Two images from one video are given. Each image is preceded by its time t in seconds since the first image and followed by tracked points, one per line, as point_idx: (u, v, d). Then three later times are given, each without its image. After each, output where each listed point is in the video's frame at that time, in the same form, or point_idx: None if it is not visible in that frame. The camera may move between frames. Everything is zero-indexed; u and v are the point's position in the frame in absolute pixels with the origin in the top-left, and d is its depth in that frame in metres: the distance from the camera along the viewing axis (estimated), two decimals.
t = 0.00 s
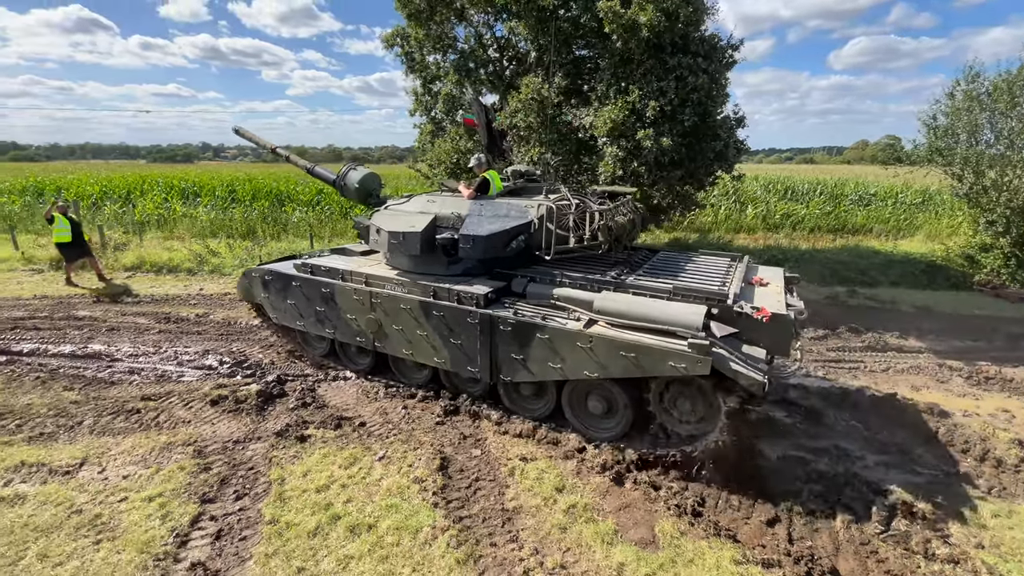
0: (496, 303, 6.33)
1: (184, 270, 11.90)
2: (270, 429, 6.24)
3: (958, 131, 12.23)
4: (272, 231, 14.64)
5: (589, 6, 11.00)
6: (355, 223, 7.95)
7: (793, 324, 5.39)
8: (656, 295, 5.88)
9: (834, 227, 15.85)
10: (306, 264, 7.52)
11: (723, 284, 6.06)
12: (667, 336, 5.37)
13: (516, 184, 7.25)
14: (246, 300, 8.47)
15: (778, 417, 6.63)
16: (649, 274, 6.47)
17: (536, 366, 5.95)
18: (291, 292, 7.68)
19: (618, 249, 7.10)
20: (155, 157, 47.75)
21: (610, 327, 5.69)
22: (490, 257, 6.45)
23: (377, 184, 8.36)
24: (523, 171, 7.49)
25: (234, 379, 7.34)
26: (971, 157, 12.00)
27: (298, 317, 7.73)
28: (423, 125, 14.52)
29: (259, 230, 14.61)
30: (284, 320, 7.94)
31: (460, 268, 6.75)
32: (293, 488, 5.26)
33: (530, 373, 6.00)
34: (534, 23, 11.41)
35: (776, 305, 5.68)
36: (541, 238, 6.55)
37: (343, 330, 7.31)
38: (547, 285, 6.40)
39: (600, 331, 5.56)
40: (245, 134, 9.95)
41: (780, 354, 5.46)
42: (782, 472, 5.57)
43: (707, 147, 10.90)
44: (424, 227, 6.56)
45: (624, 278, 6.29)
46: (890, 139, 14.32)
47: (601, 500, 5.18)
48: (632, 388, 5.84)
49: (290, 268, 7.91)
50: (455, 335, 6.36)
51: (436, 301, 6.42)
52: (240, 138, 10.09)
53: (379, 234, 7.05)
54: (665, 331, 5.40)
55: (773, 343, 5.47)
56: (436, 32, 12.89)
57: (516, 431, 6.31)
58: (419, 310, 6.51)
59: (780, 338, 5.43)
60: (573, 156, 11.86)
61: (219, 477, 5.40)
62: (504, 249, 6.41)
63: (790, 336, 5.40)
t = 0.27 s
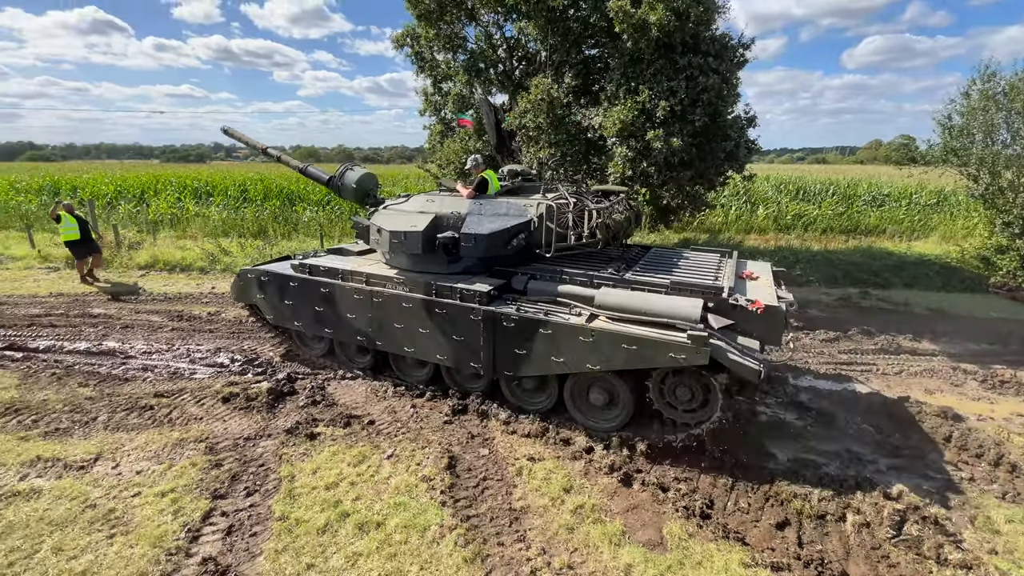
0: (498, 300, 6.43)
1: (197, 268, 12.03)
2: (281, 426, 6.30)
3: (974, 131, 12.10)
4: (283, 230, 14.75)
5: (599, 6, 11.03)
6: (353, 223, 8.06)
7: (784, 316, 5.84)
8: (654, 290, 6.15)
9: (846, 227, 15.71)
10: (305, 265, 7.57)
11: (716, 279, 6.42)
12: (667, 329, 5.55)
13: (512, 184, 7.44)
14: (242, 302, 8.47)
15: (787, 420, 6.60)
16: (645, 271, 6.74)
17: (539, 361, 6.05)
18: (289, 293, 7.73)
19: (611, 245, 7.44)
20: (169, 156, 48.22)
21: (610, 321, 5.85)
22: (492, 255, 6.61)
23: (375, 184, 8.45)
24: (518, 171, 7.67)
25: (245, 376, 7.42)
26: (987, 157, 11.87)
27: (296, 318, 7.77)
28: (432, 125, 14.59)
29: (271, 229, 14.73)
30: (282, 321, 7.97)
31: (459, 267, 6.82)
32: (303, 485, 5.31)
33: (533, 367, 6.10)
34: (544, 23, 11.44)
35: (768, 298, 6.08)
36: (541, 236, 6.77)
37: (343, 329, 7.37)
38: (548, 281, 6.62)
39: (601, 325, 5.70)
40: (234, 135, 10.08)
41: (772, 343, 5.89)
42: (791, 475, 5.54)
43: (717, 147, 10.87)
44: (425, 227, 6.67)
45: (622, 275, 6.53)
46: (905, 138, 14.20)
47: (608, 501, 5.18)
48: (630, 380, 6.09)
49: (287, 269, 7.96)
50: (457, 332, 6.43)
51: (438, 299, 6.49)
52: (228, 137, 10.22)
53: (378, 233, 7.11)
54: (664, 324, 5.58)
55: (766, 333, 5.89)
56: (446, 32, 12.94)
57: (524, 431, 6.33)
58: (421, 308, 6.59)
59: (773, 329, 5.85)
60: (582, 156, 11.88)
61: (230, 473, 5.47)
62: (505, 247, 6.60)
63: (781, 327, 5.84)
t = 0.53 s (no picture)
0: (498, 297, 6.59)
1: (209, 267, 12.15)
2: (291, 424, 6.36)
3: (990, 130, 11.96)
4: (293, 230, 14.86)
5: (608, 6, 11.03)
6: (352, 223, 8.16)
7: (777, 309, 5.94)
8: (652, 284, 6.33)
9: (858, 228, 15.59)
10: (303, 265, 7.57)
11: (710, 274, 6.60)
12: (664, 322, 5.76)
13: (510, 183, 7.62)
14: (235, 303, 8.36)
15: (798, 422, 6.58)
16: (640, 267, 6.91)
17: (540, 357, 6.18)
18: (287, 293, 7.70)
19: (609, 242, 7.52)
20: (182, 155, 48.66)
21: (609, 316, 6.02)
22: (492, 253, 6.78)
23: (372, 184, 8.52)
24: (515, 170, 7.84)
25: (256, 374, 7.50)
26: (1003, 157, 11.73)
27: (293, 318, 7.74)
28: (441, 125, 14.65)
29: (281, 229, 14.84)
30: (278, 321, 7.92)
31: (459, 266, 6.92)
32: (312, 482, 5.36)
33: (534, 363, 6.24)
34: (553, 22, 11.46)
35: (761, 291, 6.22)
36: (540, 233, 6.95)
37: (342, 329, 7.38)
38: (546, 277, 6.74)
39: (601, 321, 5.86)
40: (223, 134, 10.11)
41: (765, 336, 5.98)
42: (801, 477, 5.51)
43: (727, 147, 10.82)
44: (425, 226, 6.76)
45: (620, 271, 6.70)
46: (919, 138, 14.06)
47: (616, 501, 5.18)
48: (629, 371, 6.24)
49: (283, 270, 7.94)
50: (457, 329, 6.53)
51: (439, 297, 6.59)
52: (219, 136, 10.28)
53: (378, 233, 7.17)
54: (662, 318, 5.79)
55: (759, 326, 6.00)
56: (456, 32, 12.98)
57: (532, 431, 6.34)
58: (423, 306, 6.68)
59: (766, 321, 5.94)
60: (591, 156, 11.89)
61: (241, 470, 5.53)
62: (505, 244, 6.77)
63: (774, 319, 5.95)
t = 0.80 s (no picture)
0: (497, 294, 6.74)
1: (220, 266, 12.25)
2: (300, 421, 6.42)
3: (1005, 130, 11.83)
4: (303, 229, 14.96)
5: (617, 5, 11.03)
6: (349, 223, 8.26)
7: (767, 303, 6.20)
8: (647, 280, 6.54)
9: (871, 229, 15.47)
10: (299, 266, 7.58)
11: (702, 270, 6.83)
12: (661, 316, 5.95)
13: (504, 183, 7.76)
14: (229, 304, 8.29)
15: (808, 425, 6.55)
16: (633, 264, 7.08)
17: (539, 352, 6.33)
18: (283, 293, 7.71)
19: (603, 241, 7.64)
20: (193, 155, 49.06)
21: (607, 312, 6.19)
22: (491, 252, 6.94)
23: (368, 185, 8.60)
24: (509, 169, 7.96)
25: (266, 372, 7.58)
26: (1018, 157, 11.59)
27: (290, 319, 7.74)
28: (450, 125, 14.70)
29: (291, 229, 14.94)
30: (274, 322, 7.91)
31: (458, 264, 7.06)
32: (321, 480, 5.41)
33: (534, 358, 6.38)
34: (562, 22, 11.47)
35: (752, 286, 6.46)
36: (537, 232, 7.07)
37: (340, 328, 7.43)
38: (544, 275, 6.86)
39: (598, 317, 6.03)
40: (214, 134, 10.15)
41: (757, 330, 6.26)
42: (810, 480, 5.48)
43: (737, 147, 10.78)
44: (424, 225, 6.87)
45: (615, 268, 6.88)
46: (933, 138, 13.94)
47: (624, 502, 5.17)
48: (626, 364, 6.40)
49: (279, 270, 7.94)
50: (457, 326, 6.65)
51: (438, 295, 6.70)
52: (208, 137, 10.31)
53: (377, 233, 7.23)
54: (657, 313, 5.99)
55: (751, 320, 6.26)
56: (465, 32, 13.02)
57: (540, 431, 6.36)
58: (423, 304, 6.78)
59: (757, 315, 6.21)
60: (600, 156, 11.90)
61: (251, 467, 5.59)
62: (503, 243, 6.88)
63: (765, 312, 6.20)
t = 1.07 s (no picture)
0: (496, 292, 6.85)
1: (231, 265, 12.36)
2: (309, 419, 6.47)
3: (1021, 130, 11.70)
4: (313, 229, 15.05)
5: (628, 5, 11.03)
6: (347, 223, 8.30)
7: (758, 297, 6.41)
8: (642, 278, 6.72)
9: (883, 230, 15.34)
10: (296, 267, 7.57)
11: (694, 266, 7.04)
12: (657, 312, 6.12)
13: (501, 183, 7.88)
14: (224, 305, 8.25)
15: (819, 428, 6.51)
16: (628, 262, 7.27)
17: (538, 348, 6.43)
18: (279, 294, 7.71)
19: (597, 239, 7.73)
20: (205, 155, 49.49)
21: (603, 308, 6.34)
22: (489, 251, 7.07)
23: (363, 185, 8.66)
24: (503, 169, 8.08)
25: (276, 370, 7.64)
26: None
27: (287, 319, 7.75)
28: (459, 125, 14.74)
29: (301, 228, 15.05)
30: (271, 322, 7.91)
31: (455, 263, 7.17)
32: (330, 477, 5.44)
33: (533, 355, 6.49)
34: (571, 22, 11.49)
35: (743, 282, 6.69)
36: (534, 231, 7.26)
37: (338, 328, 7.46)
38: (541, 273, 7.01)
39: (596, 313, 6.16)
40: (206, 136, 10.19)
41: (749, 324, 6.46)
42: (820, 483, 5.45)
43: (747, 147, 10.73)
44: (422, 225, 6.97)
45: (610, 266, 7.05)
46: (947, 138, 13.81)
47: (632, 504, 5.17)
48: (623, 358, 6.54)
49: (274, 271, 7.93)
50: (456, 324, 6.73)
51: (437, 293, 6.78)
52: (197, 138, 10.38)
53: (374, 232, 7.28)
54: (653, 308, 6.15)
55: (743, 314, 6.47)
56: (474, 32, 13.06)
57: (547, 431, 6.36)
58: (422, 304, 6.83)
59: (749, 309, 6.42)
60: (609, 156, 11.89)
61: (261, 464, 5.64)
62: (501, 242, 7.07)
63: (756, 308, 6.41)
